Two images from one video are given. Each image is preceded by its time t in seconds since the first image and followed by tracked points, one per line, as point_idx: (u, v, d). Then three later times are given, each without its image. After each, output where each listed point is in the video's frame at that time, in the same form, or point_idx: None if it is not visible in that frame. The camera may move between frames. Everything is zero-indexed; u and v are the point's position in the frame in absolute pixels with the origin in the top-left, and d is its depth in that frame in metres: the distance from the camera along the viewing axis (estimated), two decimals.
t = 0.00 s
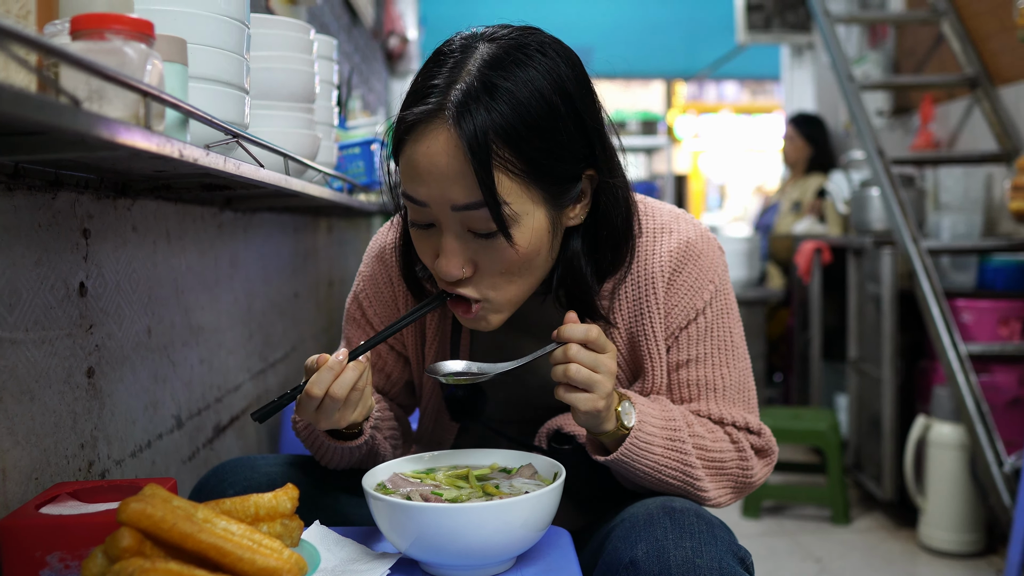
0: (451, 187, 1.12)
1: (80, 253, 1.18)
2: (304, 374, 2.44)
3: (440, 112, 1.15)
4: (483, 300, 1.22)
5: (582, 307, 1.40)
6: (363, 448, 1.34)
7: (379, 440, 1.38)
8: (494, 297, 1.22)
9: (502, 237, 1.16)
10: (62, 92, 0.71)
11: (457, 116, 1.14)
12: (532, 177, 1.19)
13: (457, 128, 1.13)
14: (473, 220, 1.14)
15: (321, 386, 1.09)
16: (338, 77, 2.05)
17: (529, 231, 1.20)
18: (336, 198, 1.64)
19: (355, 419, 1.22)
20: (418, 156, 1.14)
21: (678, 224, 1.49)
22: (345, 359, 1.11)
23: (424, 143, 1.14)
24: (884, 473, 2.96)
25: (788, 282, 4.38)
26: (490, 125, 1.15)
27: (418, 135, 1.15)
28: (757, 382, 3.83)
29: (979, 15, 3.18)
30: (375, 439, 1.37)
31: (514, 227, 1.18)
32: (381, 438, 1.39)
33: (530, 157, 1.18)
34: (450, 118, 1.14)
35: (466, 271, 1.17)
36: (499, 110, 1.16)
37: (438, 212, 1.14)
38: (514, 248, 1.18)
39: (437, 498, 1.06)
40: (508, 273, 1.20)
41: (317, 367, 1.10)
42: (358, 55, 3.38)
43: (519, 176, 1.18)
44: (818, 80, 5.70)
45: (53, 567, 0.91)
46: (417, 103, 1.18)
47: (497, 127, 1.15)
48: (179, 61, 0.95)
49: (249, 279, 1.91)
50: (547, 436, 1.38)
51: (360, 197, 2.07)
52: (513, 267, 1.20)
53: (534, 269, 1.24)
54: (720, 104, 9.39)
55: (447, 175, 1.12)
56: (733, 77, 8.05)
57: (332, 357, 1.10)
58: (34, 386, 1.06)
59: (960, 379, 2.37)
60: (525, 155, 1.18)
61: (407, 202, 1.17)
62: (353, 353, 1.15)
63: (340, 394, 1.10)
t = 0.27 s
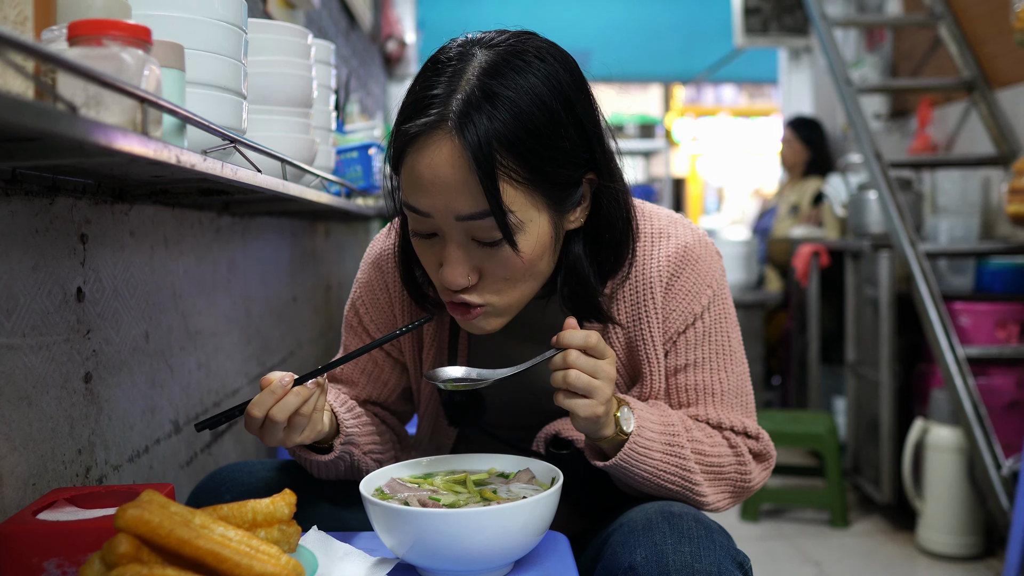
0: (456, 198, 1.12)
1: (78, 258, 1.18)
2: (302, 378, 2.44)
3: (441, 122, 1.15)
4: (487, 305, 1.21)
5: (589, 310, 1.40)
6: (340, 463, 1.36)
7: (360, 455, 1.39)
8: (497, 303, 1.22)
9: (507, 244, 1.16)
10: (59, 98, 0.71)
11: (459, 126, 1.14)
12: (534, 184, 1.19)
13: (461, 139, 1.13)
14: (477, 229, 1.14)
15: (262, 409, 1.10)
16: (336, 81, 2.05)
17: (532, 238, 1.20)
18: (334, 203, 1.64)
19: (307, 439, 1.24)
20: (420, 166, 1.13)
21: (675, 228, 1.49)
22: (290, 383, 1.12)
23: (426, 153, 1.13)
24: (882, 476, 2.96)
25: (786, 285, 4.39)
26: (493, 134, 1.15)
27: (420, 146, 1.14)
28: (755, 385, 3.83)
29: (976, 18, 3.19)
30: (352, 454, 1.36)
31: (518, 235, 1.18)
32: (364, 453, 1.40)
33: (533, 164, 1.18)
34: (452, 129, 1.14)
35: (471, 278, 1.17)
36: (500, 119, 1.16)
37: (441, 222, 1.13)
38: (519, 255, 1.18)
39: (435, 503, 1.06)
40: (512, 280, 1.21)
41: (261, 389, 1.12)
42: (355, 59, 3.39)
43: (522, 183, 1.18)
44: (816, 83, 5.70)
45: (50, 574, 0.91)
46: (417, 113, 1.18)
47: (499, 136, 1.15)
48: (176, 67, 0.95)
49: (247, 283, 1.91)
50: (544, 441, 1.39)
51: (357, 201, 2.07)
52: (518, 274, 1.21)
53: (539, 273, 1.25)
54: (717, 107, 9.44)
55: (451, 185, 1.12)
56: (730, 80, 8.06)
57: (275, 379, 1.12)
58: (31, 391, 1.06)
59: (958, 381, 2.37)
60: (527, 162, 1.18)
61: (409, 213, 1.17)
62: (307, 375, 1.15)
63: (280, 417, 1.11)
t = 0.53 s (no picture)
0: (455, 200, 1.12)
1: (77, 260, 1.18)
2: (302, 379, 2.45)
3: (440, 126, 1.15)
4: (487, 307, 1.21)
5: (584, 310, 1.41)
6: (338, 466, 1.36)
7: (359, 459, 1.39)
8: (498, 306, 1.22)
9: (506, 246, 1.17)
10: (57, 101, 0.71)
11: (458, 129, 1.14)
12: (535, 184, 1.20)
13: (460, 141, 1.13)
14: (477, 231, 1.14)
15: (250, 416, 1.10)
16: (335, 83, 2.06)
17: (534, 239, 1.20)
18: (333, 204, 1.64)
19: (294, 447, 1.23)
20: (419, 169, 1.13)
21: (674, 228, 1.49)
22: (281, 391, 1.12)
23: (425, 157, 1.13)
24: (883, 476, 2.96)
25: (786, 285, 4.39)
26: (492, 136, 1.15)
27: (419, 149, 1.14)
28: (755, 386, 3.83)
29: (975, 19, 3.19)
30: (351, 459, 1.37)
31: (519, 236, 1.18)
32: (362, 458, 1.40)
33: (533, 165, 1.19)
34: (451, 132, 1.14)
35: (473, 282, 1.17)
36: (499, 122, 1.16)
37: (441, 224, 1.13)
38: (519, 257, 1.18)
39: (435, 504, 1.06)
40: (512, 281, 1.21)
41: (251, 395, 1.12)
42: (355, 60, 3.39)
43: (523, 184, 1.18)
44: (815, 83, 5.71)
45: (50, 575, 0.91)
46: (416, 116, 1.18)
47: (499, 138, 1.15)
48: (175, 69, 0.95)
49: (247, 284, 1.91)
50: (543, 443, 1.37)
51: (356, 203, 2.07)
52: (518, 276, 1.21)
53: (539, 274, 1.25)
54: (716, 107, 9.54)
55: (451, 188, 1.12)
56: (730, 81, 8.06)
57: (266, 387, 1.12)
58: (30, 394, 1.06)
59: (957, 381, 2.37)
60: (526, 164, 1.18)
61: (409, 216, 1.17)
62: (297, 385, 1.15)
63: (269, 425, 1.11)
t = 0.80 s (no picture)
0: (463, 182, 1.11)
1: (78, 261, 1.18)
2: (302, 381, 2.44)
3: (447, 110, 1.15)
4: (489, 296, 1.20)
5: (585, 299, 1.40)
6: (340, 468, 1.36)
7: (361, 462, 1.39)
8: (497, 296, 1.21)
9: (511, 230, 1.16)
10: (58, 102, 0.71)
11: (465, 114, 1.14)
12: (540, 169, 1.20)
13: (468, 125, 1.13)
14: (482, 216, 1.13)
15: (240, 425, 1.11)
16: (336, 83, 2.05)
17: (537, 225, 1.20)
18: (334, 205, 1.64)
19: (290, 452, 1.23)
20: (425, 153, 1.13)
21: (673, 230, 1.49)
22: (270, 400, 1.12)
23: (432, 141, 1.13)
24: (883, 479, 2.96)
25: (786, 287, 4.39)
26: (500, 120, 1.15)
27: (426, 134, 1.14)
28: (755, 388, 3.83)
29: (976, 21, 3.18)
30: (352, 462, 1.37)
31: (523, 221, 1.18)
32: (363, 460, 1.40)
33: (539, 150, 1.19)
34: (458, 116, 1.14)
35: (474, 267, 1.16)
36: (507, 107, 1.16)
37: (447, 209, 1.13)
38: (522, 242, 1.18)
39: (435, 507, 1.06)
40: (515, 268, 1.20)
41: (243, 403, 1.12)
42: (356, 61, 3.38)
43: (528, 169, 1.18)
44: (815, 84, 5.71)
45: None
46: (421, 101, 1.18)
47: (506, 122, 1.15)
48: (176, 70, 0.95)
49: (247, 285, 1.91)
50: (544, 444, 1.38)
51: (357, 204, 2.06)
52: (521, 262, 1.20)
53: (541, 263, 1.25)
54: (716, 109, 9.35)
55: (458, 172, 1.11)
56: (730, 82, 8.06)
57: (255, 396, 1.12)
58: (30, 395, 1.06)
59: (958, 384, 2.37)
60: (533, 148, 1.18)
61: (412, 201, 1.16)
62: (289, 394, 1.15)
63: (258, 434, 1.12)
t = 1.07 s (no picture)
0: (476, 125, 1.18)
1: (72, 260, 1.18)
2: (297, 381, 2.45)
3: (460, 59, 1.22)
4: (493, 240, 1.23)
5: (586, 259, 1.42)
6: (337, 464, 1.36)
7: (357, 458, 1.39)
8: (506, 242, 1.24)
9: (520, 172, 1.22)
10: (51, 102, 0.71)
11: (480, 62, 1.21)
12: (547, 121, 1.27)
13: (485, 72, 1.20)
14: (492, 157, 1.20)
15: (232, 425, 1.12)
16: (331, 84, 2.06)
17: (542, 172, 1.26)
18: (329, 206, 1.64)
19: (285, 447, 1.24)
20: (438, 99, 1.19)
21: (664, 224, 1.50)
22: (259, 400, 1.12)
23: (445, 87, 1.20)
24: (878, 478, 2.96)
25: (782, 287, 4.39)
26: (513, 70, 1.22)
27: (441, 80, 1.20)
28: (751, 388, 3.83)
29: (971, 22, 3.18)
30: (348, 456, 1.37)
31: (530, 166, 1.23)
32: (360, 456, 1.40)
33: (547, 102, 1.27)
34: (473, 64, 1.21)
35: (484, 210, 1.20)
36: (519, 60, 1.24)
37: (458, 152, 1.18)
38: (527, 188, 1.23)
39: (428, 505, 1.06)
40: (520, 216, 1.24)
41: (233, 402, 1.12)
42: (352, 62, 3.39)
43: (537, 118, 1.26)
44: (812, 85, 5.72)
45: None
46: (433, 56, 1.25)
47: (519, 73, 1.23)
48: (169, 70, 0.95)
49: (243, 285, 1.91)
50: (539, 440, 1.37)
51: (353, 204, 2.07)
52: (527, 211, 1.24)
53: (545, 217, 1.29)
54: (714, 110, 9.49)
55: (473, 113, 1.18)
56: (728, 83, 8.06)
57: (245, 396, 1.12)
58: (23, 394, 1.06)
59: (953, 383, 2.38)
60: (542, 100, 1.26)
61: (422, 149, 1.22)
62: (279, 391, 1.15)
63: (249, 434, 1.12)
